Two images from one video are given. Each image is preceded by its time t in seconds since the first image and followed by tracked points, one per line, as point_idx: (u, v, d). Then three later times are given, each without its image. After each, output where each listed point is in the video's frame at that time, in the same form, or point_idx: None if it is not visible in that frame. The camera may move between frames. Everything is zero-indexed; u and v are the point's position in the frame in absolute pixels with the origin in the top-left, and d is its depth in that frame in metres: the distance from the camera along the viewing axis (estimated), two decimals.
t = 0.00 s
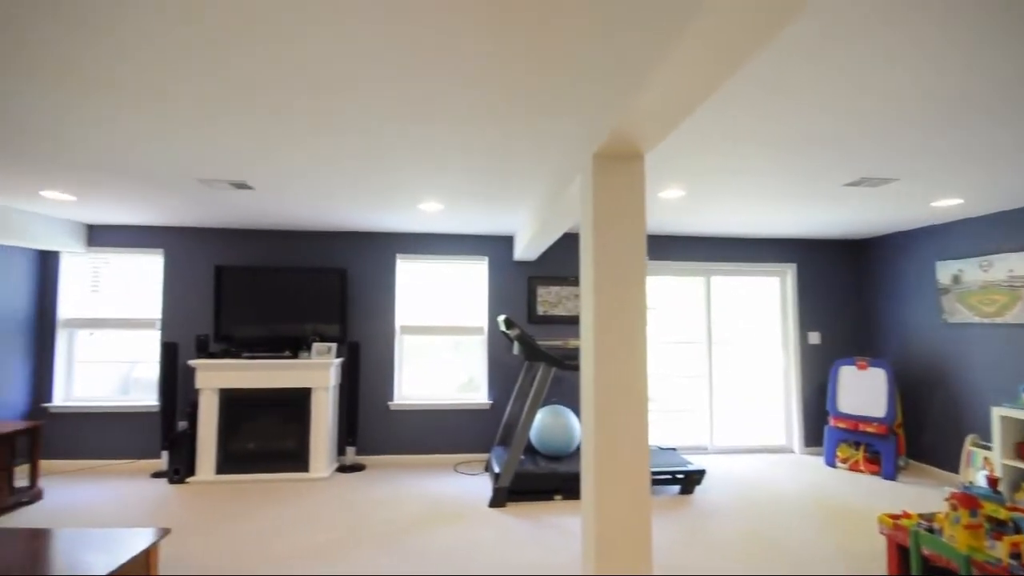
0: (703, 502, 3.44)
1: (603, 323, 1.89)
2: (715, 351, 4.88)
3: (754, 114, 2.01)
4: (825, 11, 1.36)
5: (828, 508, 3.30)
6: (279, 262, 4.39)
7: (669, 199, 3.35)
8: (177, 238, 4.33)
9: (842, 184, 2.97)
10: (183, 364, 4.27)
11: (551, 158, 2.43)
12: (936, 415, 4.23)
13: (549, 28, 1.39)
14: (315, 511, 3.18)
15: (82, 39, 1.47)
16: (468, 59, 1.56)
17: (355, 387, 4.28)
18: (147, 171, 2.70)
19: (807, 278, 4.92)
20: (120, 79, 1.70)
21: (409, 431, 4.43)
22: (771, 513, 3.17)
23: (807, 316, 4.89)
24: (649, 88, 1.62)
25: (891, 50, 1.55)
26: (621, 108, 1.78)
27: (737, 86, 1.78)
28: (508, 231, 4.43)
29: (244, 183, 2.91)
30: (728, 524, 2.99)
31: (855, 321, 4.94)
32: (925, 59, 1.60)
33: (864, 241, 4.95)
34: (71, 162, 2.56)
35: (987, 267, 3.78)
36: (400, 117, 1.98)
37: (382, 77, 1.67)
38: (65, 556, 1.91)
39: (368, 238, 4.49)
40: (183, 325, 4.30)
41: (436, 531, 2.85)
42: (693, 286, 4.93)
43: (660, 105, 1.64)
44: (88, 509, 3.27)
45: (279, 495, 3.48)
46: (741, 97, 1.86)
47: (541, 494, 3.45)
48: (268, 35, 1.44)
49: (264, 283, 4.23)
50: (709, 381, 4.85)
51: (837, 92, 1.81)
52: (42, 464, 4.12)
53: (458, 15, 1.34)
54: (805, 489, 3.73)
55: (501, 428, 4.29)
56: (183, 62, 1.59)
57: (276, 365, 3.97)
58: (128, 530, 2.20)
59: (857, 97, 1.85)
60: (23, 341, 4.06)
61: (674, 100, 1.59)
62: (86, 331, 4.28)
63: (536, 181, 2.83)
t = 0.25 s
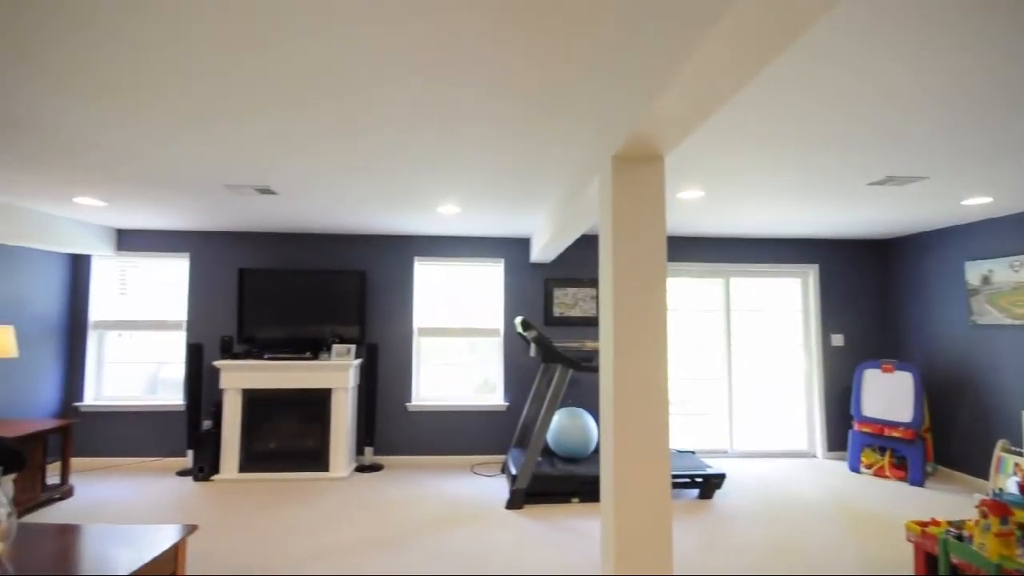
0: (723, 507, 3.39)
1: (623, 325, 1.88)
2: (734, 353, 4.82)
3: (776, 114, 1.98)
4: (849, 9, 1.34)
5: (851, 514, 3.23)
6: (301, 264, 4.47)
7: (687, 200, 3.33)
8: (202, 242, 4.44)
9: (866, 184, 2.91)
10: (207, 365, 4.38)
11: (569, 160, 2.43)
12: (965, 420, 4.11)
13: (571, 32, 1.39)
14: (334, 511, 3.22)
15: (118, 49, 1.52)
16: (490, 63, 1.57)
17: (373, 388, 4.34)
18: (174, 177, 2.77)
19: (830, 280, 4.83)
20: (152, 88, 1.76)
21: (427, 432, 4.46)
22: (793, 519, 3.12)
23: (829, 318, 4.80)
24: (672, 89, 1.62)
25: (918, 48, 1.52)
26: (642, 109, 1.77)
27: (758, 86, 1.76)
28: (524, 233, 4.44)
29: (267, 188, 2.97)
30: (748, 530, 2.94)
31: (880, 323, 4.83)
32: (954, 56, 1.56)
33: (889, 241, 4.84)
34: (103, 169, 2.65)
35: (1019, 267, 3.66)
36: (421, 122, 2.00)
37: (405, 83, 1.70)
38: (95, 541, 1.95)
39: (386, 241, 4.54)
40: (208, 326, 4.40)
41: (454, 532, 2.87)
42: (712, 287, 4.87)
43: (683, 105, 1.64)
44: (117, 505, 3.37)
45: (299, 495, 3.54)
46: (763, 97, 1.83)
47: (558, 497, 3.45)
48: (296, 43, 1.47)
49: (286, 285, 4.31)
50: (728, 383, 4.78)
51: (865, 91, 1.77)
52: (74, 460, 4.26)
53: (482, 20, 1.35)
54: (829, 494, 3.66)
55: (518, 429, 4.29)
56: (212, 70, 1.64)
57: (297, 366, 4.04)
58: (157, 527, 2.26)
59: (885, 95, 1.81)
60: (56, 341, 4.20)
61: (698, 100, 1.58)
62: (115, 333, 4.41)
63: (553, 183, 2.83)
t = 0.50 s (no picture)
0: (738, 511, 3.36)
1: (638, 325, 1.88)
2: (750, 356, 4.76)
3: (792, 115, 1.96)
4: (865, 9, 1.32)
5: (870, 520, 3.17)
6: (316, 266, 4.53)
7: (702, 201, 3.30)
8: (221, 244, 4.52)
9: (884, 184, 2.87)
10: (225, 365, 4.45)
11: (582, 162, 2.43)
12: (988, 426, 4.01)
13: (585, 32, 1.39)
14: (348, 510, 3.25)
15: (140, 55, 1.56)
16: (503, 65, 1.58)
17: (387, 388, 4.37)
18: (194, 180, 2.84)
19: (847, 282, 4.76)
20: (174, 94, 1.80)
21: (440, 433, 4.49)
22: (810, 524, 3.07)
23: (847, 320, 4.73)
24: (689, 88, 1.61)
25: (937, 47, 1.49)
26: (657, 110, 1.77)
27: (773, 87, 1.75)
28: (538, 235, 4.44)
29: (285, 191, 3.02)
30: (764, 535, 2.91)
31: (900, 326, 4.74)
32: (975, 55, 1.54)
33: (910, 242, 4.75)
34: (126, 173, 2.71)
35: None
36: (436, 123, 2.02)
37: (420, 85, 1.71)
38: (115, 539, 1.98)
39: (400, 243, 4.58)
40: (225, 327, 4.48)
41: (468, 533, 2.88)
42: (727, 289, 4.83)
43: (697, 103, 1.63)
44: (137, 502, 3.44)
45: (314, 494, 3.58)
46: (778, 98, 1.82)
47: (571, 499, 3.44)
48: (313, 47, 1.49)
49: (301, 287, 4.37)
50: (743, 386, 4.73)
51: (882, 91, 1.75)
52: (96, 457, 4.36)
53: (495, 22, 1.36)
54: (846, 500, 3.60)
55: (530, 431, 4.29)
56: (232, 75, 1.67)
57: (313, 367, 4.09)
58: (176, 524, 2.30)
59: (905, 94, 1.78)
60: (80, 342, 4.31)
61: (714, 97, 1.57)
62: (136, 333, 4.51)
63: (566, 184, 2.83)
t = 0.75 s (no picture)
0: (751, 515, 3.32)
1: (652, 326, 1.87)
2: (763, 358, 4.71)
3: (805, 115, 1.94)
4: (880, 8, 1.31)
5: (886, 526, 3.12)
6: (329, 267, 4.57)
7: (714, 202, 3.28)
8: (236, 245, 4.59)
9: (901, 185, 2.83)
10: (240, 365, 4.52)
11: (593, 163, 2.43)
12: (1010, 431, 3.92)
13: (595, 33, 1.39)
14: (360, 510, 3.27)
15: (158, 61, 1.59)
16: (513, 67, 1.58)
17: (399, 389, 4.40)
18: (211, 183, 2.88)
19: (863, 284, 4.69)
20: (190, 99, 1.83)
21: (451, 433, 4.50)
22: (825, 529, 3.03)
23: (862, 322, 4.66)
24: (701, 89, 1.60)
25: (955, 45, 1.47)
26: (670, 111, 1.76)
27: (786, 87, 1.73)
28: (548, 236, 4.45)
29: (299, 194, 3.06)
30: (778, 539, 2.88)
31: (918, 329, 4.66)
32: (994, 54, 1.51)
33: (927, 243, 4.66)
34: (144, 176, 2.77)
35: None
36: (448, 126, 2.03)
37: (435, 88, 1.73)
38: (135, 536, 2.02)
39: (412, 245, 4.61)
40: (240, 328, 4.54)
41: (479, 534, 2.89)
42: (740, 291, 4.78)
43: (710, 103, 1.61)
44: (153, 499, 3.49)
45: (326, 493, 3.61)
46: (792, 98, 1.80)
47: (582, 501, 3.43)
48: (325, 51, 1.51)
49: (315, 288, 4.41)
50: (757, 389, 4.68)
51: (899, 91, 1.72)
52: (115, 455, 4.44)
53: (505, 25, 1.36)
54: (862, 505, 3.54)
55: (541, 432, 4.29)
56: (246, 79, 1.70)
57: (325, 367, 4.13)
58: (191, 522, 2.34)
59: (922, 93, 1.75)
60: (99, 341, 4.40)
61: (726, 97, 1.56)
62: (154, 333, 4.59)
63: (577, 186, 2.83)
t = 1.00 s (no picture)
0: (768, 519, 3.28)
1: (669, 328, 1.86)
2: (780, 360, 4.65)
3: (822, 114, 1.91)
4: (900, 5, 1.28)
5: (907, 531, 3.05)
6: (344, 269, 4.62)
7: (730, 202, 3.25)
8: (253, 247, 4.66)
9: (922, 184, 2.77)
10: (257, 365, 4.58)
11: (606, 164, 2.42)
12: None
13: (606, 33, 1.38)
14: (374, 509, 3.30)
15: (180, 70, 1.63)
16: (524, 67, 1.58)
17: (412, 389, 4.43)
18: (230, 186, 2.94)
19: (883, 284, 4.61)
20: (207, 104, 1.86)
21: (464, 434, 4.52)
22: (845, 534, 2.98)
23: (882, 323, 4.58)
24: (716, 88, 1.58)
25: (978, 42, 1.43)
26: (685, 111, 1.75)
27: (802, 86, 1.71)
28: (561, 237, 4.44)
29: (315, 196, 3.10)
30: (795, 544, 2.83)
31: (940, 330, 4.55)
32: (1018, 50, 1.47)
33: (950, 243, 4.56)
34: (164, 179, 2.82)
35: None
36: (460, 127, 2.04)
37: (448, 91, 1.74)
38: (156, 534, 2.06)
39: (425, 246, 4.64)
40: (257, 328, 4.61)
41: (493, 534, 2.89)
42: (756, 291, 4.72)
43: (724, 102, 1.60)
44: (173, 497, 3.56)
45: (341, 493, 3.64)
46: (808, 96, 1.77)
47: (596, 502, 3.42)
48: (338, 55, 1.52)
49: (330, 289, 4.46)
50: (774, 391, 4.62)
51: (919, 88, 1.68)
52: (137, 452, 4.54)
53: (516, 26, 1.36)
54: (882, 510, 3.47)
55: (555, 434, 4.28)
56: (261, 84, 1.72)
57: (340, 367, 4.18)
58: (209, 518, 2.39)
59: (943, 90, 1.71)
60: (122, 342, 4.50)
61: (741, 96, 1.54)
62: (174, 334, 4.69)
63: (591, 187, 2.82)
